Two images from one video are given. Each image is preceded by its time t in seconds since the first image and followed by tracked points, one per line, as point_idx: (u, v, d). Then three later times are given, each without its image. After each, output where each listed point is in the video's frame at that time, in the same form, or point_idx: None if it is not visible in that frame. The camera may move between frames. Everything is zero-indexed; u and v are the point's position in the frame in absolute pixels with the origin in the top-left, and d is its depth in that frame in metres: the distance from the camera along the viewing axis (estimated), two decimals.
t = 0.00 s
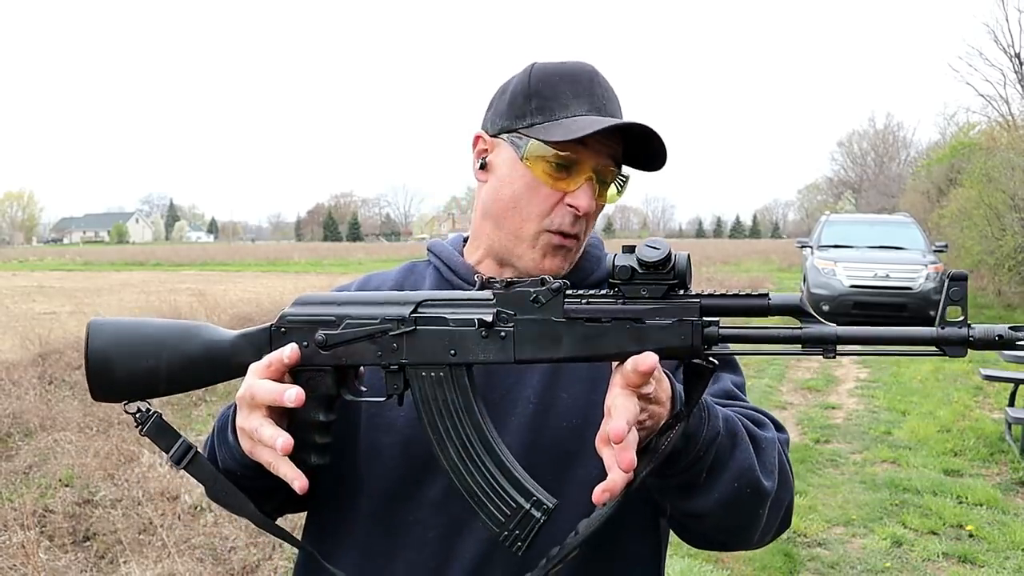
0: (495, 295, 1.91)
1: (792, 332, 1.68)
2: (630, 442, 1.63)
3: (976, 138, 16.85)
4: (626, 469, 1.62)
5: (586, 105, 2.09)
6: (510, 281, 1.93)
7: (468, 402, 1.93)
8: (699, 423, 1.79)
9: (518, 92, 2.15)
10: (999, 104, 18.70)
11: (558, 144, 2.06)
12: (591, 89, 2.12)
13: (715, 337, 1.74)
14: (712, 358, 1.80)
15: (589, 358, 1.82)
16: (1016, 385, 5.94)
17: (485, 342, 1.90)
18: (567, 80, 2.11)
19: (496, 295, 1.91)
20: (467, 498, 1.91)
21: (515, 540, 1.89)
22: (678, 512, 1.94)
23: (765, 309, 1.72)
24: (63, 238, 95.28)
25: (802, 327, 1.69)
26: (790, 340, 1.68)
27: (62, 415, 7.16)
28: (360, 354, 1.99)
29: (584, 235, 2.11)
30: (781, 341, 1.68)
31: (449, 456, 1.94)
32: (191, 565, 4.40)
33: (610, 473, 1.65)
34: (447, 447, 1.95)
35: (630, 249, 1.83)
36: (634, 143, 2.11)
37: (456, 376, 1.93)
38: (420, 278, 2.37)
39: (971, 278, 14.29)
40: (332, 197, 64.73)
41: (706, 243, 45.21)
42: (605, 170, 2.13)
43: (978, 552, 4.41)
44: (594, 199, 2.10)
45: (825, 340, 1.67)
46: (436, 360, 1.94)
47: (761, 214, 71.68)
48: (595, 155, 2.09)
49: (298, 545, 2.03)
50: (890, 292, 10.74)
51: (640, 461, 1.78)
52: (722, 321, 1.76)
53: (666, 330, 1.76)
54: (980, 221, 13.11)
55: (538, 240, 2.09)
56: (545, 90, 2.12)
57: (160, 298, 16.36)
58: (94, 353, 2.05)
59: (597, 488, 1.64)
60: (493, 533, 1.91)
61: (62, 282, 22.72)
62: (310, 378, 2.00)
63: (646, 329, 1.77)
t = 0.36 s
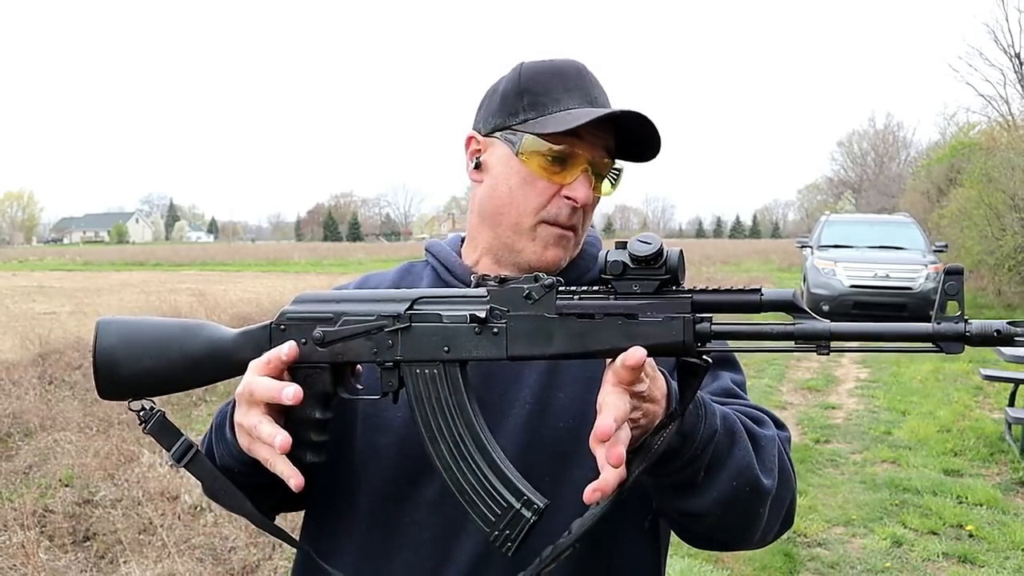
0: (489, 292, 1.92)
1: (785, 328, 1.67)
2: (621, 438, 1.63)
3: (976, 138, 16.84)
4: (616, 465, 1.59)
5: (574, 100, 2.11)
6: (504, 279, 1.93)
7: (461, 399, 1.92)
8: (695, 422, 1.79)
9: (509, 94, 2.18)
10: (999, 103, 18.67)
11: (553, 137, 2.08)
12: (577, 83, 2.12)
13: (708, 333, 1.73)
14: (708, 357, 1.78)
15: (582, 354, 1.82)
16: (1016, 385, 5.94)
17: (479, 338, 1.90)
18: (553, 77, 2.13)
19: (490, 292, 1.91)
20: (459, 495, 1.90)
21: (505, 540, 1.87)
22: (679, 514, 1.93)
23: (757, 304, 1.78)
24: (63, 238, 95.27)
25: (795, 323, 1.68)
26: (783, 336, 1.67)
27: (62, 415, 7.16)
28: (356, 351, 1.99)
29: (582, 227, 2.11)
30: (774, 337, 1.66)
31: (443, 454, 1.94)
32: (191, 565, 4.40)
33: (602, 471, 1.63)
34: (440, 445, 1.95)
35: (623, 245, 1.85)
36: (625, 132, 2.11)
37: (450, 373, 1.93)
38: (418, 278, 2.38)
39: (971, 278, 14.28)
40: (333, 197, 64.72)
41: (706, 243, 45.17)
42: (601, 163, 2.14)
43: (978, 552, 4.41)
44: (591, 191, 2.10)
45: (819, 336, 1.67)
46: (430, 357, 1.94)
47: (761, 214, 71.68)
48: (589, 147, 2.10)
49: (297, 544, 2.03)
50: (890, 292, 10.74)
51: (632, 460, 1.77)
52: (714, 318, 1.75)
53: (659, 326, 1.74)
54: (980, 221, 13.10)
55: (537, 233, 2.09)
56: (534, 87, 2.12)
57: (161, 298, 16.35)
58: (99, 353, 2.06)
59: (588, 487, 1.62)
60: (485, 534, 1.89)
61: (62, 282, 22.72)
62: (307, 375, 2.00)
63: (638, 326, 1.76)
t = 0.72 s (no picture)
0: (488, 288, 1.91)
1: (780, 340, 1.70)
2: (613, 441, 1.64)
3: (976, 138, 16.82)
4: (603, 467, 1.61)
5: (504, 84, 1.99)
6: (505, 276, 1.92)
7: (456, 395, 1.92)
8: (693, 424, 1.79)
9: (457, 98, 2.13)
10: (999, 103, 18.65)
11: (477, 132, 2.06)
12: (509, 64, 2.02)
13: (705, 342, 1.72)
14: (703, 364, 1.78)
15: (577, 355, 1.81)
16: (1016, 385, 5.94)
17: (475, 334, 1.90)
18: (490, 66, 2.04)
19: (489, 289, 1.90)
20: (451, 491, 1.90)
21: (493, 536, 1.87)
22: (677, 515, 1.92)
23: (755, 314, 1.73)
24: (63, 238, 95.28)
25: (793, 336, 1.71)
26: (778, 348, 1.70)
27: (62, 415, 7.16)
28: (353, 341, 1.99)
29: (522, 216, 2.03)
30: (768, 349, 1.71)
31: (435, 449, 1.93)
32: (191, 565, 4.40)
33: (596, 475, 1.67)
34: (433, 439, 1.95)
35: (625, 248, 1.82)
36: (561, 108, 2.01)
37: (445, 367, 1.94)
38: (418, 273, 2.38)
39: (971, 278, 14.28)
40: (333, 197, 64.71)
41: (706, 243, 45.13)
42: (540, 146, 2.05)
43: (978, 552, 4.41)
44: (522, 178, 2.03)
45: (816, 350, 1.68)
46: (426, 350, 1.94)
47: (761, 214, 71.70)
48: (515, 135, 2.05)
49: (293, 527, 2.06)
50: (890, 293, 10.74)
51: (627, 465, 1.79)
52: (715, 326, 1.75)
53: (656, 331, 1.73)
54: (980, 221, 13.10)
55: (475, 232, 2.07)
56: (469, 83, 2.09)
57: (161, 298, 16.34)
58: (98, 329, 2.07)
59: (580, 490, 1.66)
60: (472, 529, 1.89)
61: (62, 282, 22.72)
62: (304, 361, 2.01)
63: (634, 330, 1.75)
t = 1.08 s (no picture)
0: (496, 295, 1.92)
1: (788, 358, 1.66)
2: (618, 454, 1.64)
3: (976, 138, 16.81)
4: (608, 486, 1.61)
5: (499, 92, 1.98)
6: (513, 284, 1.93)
7: (460, 401, 1.92)
8: (695, 436, 1.79)
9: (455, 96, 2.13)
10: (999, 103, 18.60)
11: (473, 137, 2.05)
12: (505, 69, 2.00)
13: (711, 357, 1.70)
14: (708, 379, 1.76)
15: (581, 366, 1.81)
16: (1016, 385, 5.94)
17: (482, 341, 1.90)
18: (488, 70, 2.03)
19: (497, 296, 1.92)
20: (452, 499, 1.89)
21: (492, 545, 1.86)
22: (676, 527, 1.92)
23: (765, 330, 1.68)
24: (63, 238, 95.31)
25: (800, 354, 1.67)
26: (785, 366, 1.66)
27: (62, 415, 7.15)
28: (361, 344, 2.00)
29: (519, 223, 2.02)
30: (776, 366, 1.66)
31: (438, 456, 1.93)
32: (191, 565, 4.40)
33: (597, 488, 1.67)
34: (436, 446, 1.94)
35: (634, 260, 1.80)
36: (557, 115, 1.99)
37: (451, 373, 1.93)
38: (417, 274, 2.38)
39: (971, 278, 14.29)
40: (332, 198, 64.71)
41: (706, 243, 45.11)
42: (538, 151, 2.04)
43: (978, 552, 4.41)
44: (520, 184, 2.02)
45: (824, 368, 1.63)
46: (433, 355, 1.95)
47: (761, 214, 71.66)
48: (513, 140, 2.04)
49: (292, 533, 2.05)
50: (891, 293, 10.73)
51: (630, 479, 1.79)
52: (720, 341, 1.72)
53: (662, 345, 1.72)
54: (980, 221, 13.09)
55: (474, 236, 2.06)
56: (468, 85, 2.07)
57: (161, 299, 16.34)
58: (115, 323, 2.09)
59: (582, 503, 1.66)
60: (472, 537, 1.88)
61: (62, 282, 22.74)
62: (313, 362, 2.02)
63: (640, 344, 1.74)
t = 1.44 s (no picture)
0: (505, 303, 1.91)
1: (797, 367, 1.67)
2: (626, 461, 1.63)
3: (976, 138, 16.80)
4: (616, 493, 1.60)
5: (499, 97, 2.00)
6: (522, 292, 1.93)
7: (467, 408, 1.92)
8: (698, 442, 1.78)
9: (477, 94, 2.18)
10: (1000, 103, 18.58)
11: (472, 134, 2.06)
12: (516, 72, 2.04)
13: (720, 365, 1.69)
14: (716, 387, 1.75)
15: (589, 374, 1.80)
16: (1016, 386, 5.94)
17: (490, 348, 1.90)
18: (503, 73, 2.06)
19: (507, 303, 1.91)
20: (457, 505, 1.89)
21: (498, 552, 1.86)
22: (677, 531, 1.92)
23: (772, 340, 1.68)
24: (63, 238, 95.35)
25: (809, 363, 1.67)
26: (795, 375, 1.67)
27: (62, 415, 7.15)
28: (369, 350, 1.99)
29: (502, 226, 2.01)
30: (786, 375, 1.67)
31: (444, 462, 1.93)
32: (191, 565, 4.40)
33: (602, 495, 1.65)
34: (442, 450, 1.94)
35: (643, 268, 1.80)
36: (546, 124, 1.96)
37: (459, 380, 1.93)
38: (421, 276, 2.38)
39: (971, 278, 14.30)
40: (332, 197, 64.73)
41: (706, 243, 45.11)
42: (531, 157, 2.01)
43: (978, 552, 4.41)
44: (507, 187, 2.00)
45: (832, 378, 1.64)
46: (441, 362, 1.94)
47: (761, 214, 71.69)
48: (509, 142, 2.02)
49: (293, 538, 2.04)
50: (891, 292, 10.72)
51: (634, 484, 1.78)
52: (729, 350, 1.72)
53: (671, 353, 1.71)
54: (980, 221, 13.09)
55: (460, 230, 2.07)
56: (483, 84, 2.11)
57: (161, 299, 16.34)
58: (121, 329, 2.09)
59: (588, 509, 1.63)
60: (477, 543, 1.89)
61: (62, 282, 22.76)
62: (320, 368, 2.01)
63: (649, 351, 1.73)
